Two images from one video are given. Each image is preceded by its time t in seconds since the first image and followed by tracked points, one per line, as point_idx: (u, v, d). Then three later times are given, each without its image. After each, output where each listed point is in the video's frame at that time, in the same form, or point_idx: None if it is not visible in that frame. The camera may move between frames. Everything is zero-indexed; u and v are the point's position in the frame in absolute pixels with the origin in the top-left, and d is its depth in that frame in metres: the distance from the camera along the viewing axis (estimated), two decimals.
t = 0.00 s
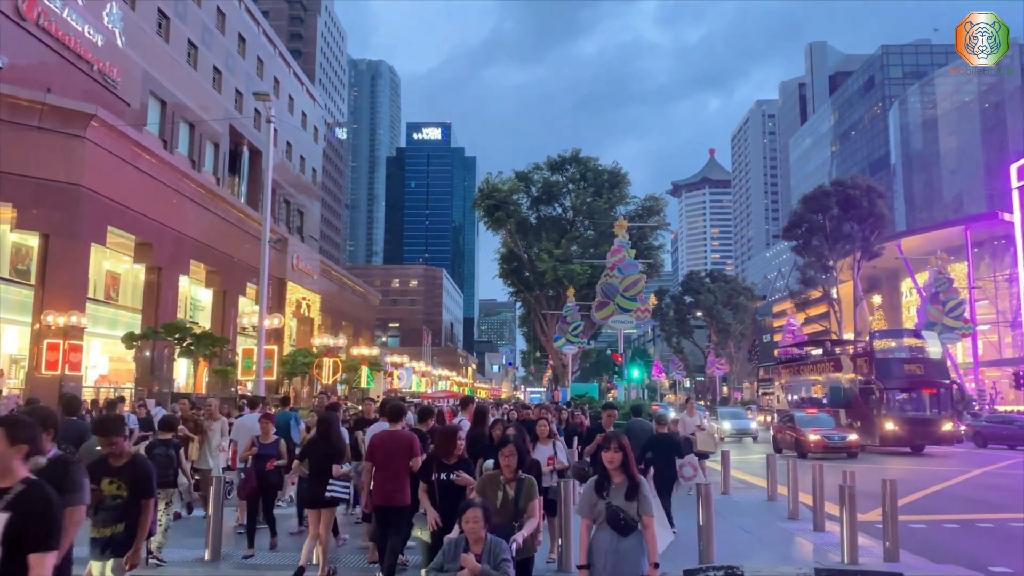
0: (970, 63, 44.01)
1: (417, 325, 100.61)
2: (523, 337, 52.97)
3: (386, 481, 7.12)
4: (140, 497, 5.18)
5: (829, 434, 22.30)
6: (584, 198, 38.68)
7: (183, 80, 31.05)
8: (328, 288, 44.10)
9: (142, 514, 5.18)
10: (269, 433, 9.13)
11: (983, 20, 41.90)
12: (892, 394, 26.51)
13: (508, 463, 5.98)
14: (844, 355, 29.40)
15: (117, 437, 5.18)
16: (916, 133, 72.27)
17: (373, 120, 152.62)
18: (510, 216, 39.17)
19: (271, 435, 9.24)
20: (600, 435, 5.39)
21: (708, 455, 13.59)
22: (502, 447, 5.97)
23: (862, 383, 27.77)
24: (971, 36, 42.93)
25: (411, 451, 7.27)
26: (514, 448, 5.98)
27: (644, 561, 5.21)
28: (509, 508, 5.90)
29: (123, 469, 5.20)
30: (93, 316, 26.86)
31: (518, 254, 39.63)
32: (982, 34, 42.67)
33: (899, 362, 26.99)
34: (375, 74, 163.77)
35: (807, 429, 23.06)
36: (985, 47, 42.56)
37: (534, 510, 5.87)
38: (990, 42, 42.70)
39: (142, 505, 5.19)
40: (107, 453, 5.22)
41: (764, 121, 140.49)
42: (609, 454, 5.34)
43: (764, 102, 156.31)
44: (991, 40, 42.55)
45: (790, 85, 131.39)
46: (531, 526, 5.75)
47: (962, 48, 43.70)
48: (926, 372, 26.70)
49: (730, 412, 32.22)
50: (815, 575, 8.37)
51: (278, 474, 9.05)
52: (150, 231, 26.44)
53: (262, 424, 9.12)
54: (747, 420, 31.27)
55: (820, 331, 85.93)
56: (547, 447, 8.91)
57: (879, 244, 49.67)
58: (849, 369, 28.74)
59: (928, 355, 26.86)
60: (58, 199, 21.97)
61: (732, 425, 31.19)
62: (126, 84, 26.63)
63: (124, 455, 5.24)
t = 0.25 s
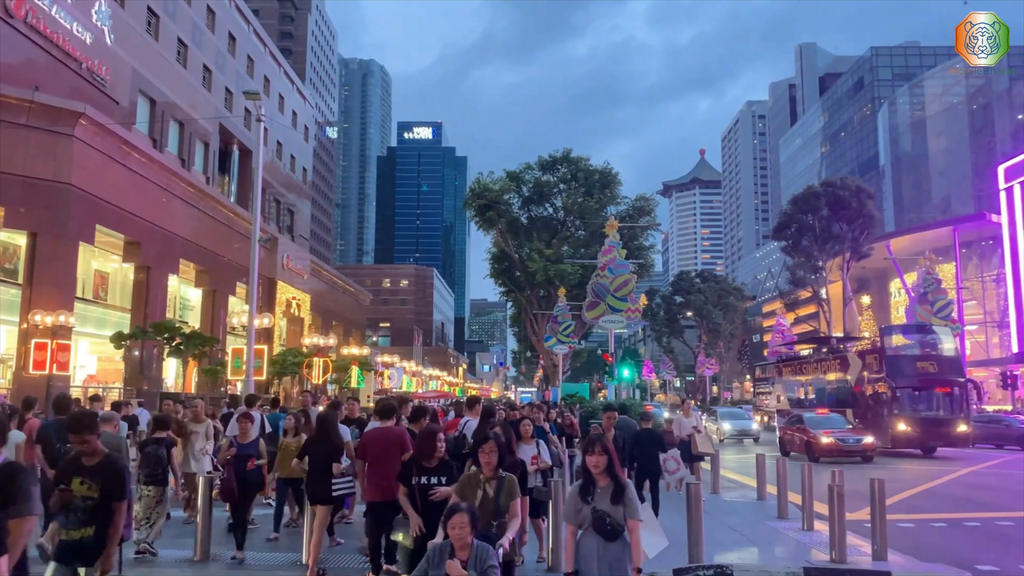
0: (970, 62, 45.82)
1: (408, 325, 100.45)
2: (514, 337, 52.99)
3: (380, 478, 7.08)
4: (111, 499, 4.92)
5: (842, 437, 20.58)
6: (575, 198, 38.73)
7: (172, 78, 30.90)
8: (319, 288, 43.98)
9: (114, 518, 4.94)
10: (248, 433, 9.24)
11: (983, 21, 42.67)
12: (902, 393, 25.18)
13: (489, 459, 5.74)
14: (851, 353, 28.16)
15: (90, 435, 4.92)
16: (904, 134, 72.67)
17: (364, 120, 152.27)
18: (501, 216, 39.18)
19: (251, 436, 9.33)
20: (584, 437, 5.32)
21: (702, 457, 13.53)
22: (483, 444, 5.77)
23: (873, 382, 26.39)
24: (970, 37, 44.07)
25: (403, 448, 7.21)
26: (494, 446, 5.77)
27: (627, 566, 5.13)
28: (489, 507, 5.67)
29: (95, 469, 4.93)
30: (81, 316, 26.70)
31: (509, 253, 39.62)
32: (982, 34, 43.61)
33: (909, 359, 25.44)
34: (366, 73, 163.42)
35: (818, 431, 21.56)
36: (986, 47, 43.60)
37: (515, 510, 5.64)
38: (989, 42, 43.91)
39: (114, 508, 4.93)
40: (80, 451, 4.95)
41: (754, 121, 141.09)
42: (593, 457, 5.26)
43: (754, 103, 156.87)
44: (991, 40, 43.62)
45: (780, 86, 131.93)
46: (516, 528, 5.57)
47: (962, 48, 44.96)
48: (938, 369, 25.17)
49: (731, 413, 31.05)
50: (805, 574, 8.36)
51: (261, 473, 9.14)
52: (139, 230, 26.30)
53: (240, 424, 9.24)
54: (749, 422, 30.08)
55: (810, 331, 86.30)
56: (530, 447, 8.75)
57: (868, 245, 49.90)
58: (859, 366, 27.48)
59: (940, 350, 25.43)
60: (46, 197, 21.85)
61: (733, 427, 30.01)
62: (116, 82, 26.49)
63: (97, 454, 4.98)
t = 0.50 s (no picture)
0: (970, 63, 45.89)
1: (399, 324, 100.35)
2: (505, 336, 52.98)
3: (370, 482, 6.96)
4: (81, 503, 4.85)
5: (861, 441, 19.14)
6: (566, 198, 38.77)
7: (161, 76, 30.73)
8: (309, 287, 43.85)
9: (83, 521, 4.85)
10: (228, 436, 8.76)
11: (982, 21, 42.77)
12: (918, 392, 23.48)
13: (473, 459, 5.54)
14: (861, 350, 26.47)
15: (54, 439, 4.86)
16: (894, 134, 73.02)
17: (355, 118, 151.98)
18: (492, 215, 39.16)
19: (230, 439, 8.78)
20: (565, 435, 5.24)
21: (695, 457, 13.36)
22: (465, 443, 5.55)
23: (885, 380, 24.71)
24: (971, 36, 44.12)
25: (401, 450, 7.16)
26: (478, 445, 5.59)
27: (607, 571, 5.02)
28: (472, 509, 5.49)
29: (62, 471, 4.87)
30: (69, 315, 26.54)
31: (500, 253, 39.59)
32: (982, 34, 43.75)
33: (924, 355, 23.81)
34: (357, 72, 163.05)
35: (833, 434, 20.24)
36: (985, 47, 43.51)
37: (499, 512, 5.47)
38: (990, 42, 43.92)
39: (83, 511, 4.85)
40: (45, 455, 4.87)
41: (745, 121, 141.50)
42: (575, 456, 5.18)
43: (744, 103, 157.31)
44: (991, 40, 43.63)
45: (770, 87, 132.36)
46: (499, 532, 5.38)
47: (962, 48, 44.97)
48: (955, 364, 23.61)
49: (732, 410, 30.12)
50: (794, 574, 8.38)
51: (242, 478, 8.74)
52: (128, 229, 26.17)
53: (220, 427, 8.75)
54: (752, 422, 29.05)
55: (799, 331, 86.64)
56: (517, 446, 8.73)
57: (857, 245, 50.13)
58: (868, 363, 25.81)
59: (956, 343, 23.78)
60: (34, 196, 21.72)
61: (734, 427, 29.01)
62: (104, 79, 26.34)
63: (63, 458, 4.90)
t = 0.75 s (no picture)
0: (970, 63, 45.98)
1: (391, 323, 100.20)
2: (498, 335, 52.98)
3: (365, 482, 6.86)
4: (45, 506, 4.73)
5: (883, 442, 18.34)
6: (559, 197, 38.79)
7: (153, 73, 30.59)
8: (301, 285, 43.73)
9: (47, 525, 4.74)
10: (210, 435, 8.30)
11: (983, 21, 42.78)
12: (933, 389, 22.84)
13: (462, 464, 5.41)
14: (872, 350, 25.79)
15: (15, 441, 4.79)
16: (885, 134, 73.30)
17: (347, 117, 151.54)
18: (485, 214, 39.13)
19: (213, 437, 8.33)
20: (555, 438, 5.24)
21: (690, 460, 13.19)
22: (454, 445, 5.41)
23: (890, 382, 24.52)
24: (971, 37, 44.19)
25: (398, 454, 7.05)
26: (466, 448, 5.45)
27: None
28: (460, 514, 5.32)
29: (25, 476, 4.77)
30: (59, 313, 26.38)
31: (493, 251, 39.57)
32: (982, 34, 43.83)
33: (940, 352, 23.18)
34: (350, 70, 162.68)
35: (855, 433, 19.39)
36: (986, 47, 43.65)
37: (489, 519, 5.28)
38: (990, 42, 44.04)
39: (46, 516, 4.74)
40: (7, 459, 4.81)
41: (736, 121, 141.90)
42: (564, 456, 5.17)
43: (737, 102, 157.71)
44: (991, 40, 43.78)
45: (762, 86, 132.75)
46: (490, 537, 5.21)
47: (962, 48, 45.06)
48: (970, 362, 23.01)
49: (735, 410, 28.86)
50: (786, 572, 8.41)
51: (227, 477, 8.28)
52: (119, 227, 26.06)
53: (203, 426, 8.30)
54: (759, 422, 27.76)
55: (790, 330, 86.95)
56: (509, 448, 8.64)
57: (849, 244, 50.31)
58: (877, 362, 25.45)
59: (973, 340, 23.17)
60: (24, 194, 21.59)
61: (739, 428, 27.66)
62: (95, 77, 26.21)
63: (26, 460, 4.83)
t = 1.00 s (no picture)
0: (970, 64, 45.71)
1: (382, 322, 100.06)
2: (489, 333, 52.96)
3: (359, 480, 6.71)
4: (10, 504, 4.69)
5: (916, 445, 16.60)
6: (550, 195, 38.82)
7: (142, 71, 30.41)
8: (291, 284, 43.61)
9: (12, 525, 4.70)
10: (184, 441, 7.83)
11: (983, 21, 42.56)
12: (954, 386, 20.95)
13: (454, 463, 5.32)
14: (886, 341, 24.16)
15: None
16: (874, 134, 73.59)
17: (337, 114, 151.04)
18: (476, 213, 39.06)
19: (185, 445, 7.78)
20: (550, 440, 5.00)
21: (683, 464, 13.07)
22: (447, 444, 5.33)
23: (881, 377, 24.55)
24: (970, 36, 43.92)
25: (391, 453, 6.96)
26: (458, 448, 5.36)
27: None
28: (450, 517, 5.24)
29: None
30: (47, 312, 26.23)
31: (484, 250, 39.54)
32: (982, 34, 43.61)
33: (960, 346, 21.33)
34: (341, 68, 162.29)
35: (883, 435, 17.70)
36: (985, 47, 43.36)
37: (480, 520, 5.21)
38: (990, 42, 43.67)
39: (11, 514, 4.69)
40: None
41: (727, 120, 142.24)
42: (561, 463, 4.93)
43: (727, 102, 158.12)
44: (991, 40, 43.55)
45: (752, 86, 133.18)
46: (478, 541, 5.06)
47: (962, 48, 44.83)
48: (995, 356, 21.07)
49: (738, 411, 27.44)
50: (774, 571, 8.42)
51: (202, 486, 7.80)
52: (108, 224, 25.91)
53: (176, 431, 7.82)
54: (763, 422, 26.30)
55: (781, 328, 87.27)
56: (502, 447, 8.55)
57: (838, 243, 50.52)
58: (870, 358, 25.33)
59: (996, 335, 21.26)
60: (12, 191, 21.45)
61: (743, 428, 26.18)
62: (84, 74, 26.04)
63: None
